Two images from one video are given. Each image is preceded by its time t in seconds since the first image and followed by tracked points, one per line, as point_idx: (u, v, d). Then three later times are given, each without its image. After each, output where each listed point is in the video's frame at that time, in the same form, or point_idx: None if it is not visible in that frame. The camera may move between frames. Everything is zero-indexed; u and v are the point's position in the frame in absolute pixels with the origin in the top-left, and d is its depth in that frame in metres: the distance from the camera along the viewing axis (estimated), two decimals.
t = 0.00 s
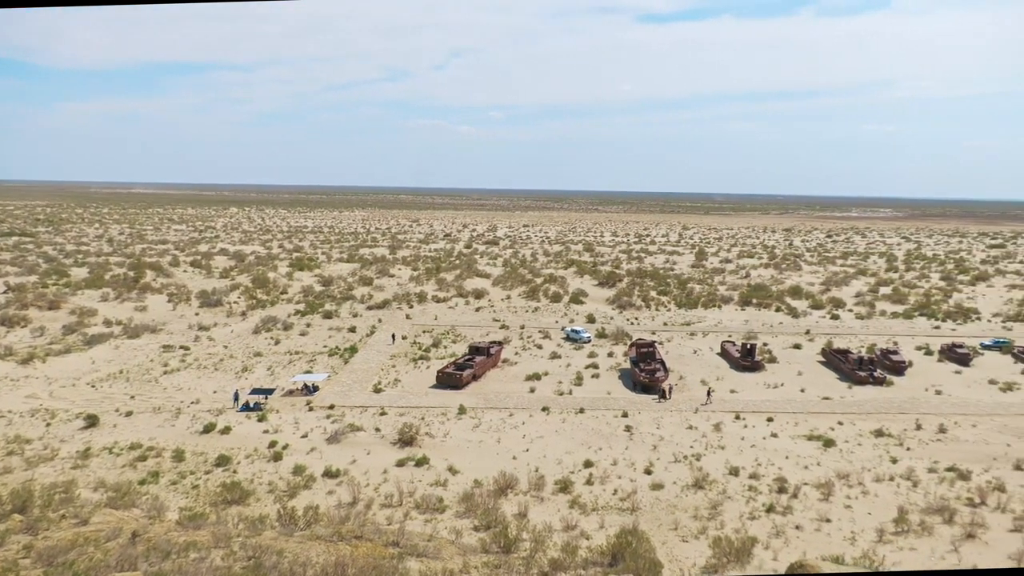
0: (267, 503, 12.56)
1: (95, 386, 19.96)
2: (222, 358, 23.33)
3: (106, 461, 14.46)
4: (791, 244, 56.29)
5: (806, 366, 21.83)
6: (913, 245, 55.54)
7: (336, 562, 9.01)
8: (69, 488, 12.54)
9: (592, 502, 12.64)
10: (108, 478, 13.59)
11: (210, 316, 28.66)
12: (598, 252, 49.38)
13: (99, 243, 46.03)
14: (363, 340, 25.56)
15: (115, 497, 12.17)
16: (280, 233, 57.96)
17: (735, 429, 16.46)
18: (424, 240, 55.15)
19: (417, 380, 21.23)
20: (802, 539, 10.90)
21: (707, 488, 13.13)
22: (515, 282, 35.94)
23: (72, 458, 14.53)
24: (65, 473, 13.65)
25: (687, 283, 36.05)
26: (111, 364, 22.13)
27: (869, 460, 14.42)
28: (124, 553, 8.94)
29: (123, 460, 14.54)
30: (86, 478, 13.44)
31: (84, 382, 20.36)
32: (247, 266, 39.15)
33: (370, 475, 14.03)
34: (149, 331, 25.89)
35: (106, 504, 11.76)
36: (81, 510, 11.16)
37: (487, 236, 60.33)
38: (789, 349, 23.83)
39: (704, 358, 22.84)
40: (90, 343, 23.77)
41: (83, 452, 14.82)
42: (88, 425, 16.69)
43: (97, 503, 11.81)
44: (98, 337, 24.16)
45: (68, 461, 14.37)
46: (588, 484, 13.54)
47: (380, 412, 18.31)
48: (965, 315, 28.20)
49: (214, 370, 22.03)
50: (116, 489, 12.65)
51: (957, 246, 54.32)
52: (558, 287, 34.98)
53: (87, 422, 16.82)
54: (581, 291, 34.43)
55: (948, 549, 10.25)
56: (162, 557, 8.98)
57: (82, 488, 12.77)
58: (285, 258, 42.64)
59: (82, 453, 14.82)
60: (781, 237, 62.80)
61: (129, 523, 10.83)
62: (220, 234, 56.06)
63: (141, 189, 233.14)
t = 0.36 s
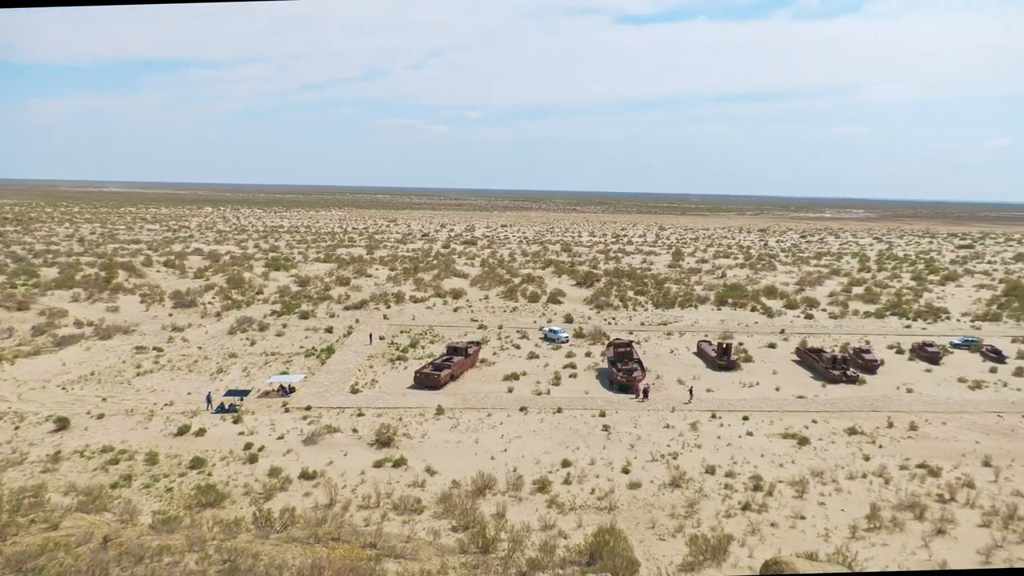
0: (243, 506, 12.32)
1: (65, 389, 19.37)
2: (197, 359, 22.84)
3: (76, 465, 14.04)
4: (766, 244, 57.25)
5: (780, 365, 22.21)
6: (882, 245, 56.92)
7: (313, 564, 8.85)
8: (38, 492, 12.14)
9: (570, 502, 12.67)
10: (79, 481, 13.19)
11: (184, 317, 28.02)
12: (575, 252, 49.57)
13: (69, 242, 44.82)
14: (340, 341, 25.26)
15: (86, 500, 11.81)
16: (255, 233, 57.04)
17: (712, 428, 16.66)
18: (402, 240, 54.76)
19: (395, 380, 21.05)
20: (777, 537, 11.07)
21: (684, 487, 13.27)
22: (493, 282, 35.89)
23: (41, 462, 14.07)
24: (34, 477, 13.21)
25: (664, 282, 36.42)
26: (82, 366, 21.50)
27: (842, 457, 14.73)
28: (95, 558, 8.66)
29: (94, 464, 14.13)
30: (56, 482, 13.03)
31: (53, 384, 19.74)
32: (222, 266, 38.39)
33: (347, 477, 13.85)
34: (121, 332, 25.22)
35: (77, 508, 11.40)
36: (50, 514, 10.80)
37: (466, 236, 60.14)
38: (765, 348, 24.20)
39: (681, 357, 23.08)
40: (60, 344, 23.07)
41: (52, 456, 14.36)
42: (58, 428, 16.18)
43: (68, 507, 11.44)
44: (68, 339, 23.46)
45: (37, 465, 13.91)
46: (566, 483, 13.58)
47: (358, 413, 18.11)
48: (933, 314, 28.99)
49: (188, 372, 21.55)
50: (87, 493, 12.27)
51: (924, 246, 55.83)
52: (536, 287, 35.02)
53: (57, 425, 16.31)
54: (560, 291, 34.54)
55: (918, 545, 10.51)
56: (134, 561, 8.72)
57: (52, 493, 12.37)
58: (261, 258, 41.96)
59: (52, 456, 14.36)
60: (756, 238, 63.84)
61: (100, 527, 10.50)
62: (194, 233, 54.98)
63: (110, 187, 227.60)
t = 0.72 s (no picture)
0: (218, 510, 12.06)
1: (34, 392, 18.75)
2: (170, 362, 22.31)
3: (46, 470, 13.61)
4: (740, 244, 58.18)
5: (755, 364, 22.57)
6: (852, 246, 58.27)
7: (289, 569, 8.68)
8: (5, 499, 11.71)
9: (547, 502, 12.67)
10: (48, 487, 12.78)
11: (157, 318, 27.36)
12: (553, 253, 49.73)
13: (37, 243, 43.50)
14: (317, 343, 24.92)
15: (55, 506, 11.43)
16: (229, 234, 55.99)
17: (688, 428, 16.83)
18: (379, 241, 54.30)
19: (372, 382, 20.84)
20: (752, 534, 11.23)
21: (661, 486, 13.38)
22: (471, 283, 35.79)
23: (9, 468, 13.59)
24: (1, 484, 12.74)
25: (641, 283, 36.74)
26: (52, 369, 20.84)
27: (816, 455, 15.01)
28: (64, 565, 8.38)
29: (64, 469, 13.69)
30: (24, 489, 12.58)
31: (22, 387, 19.10)
32: (196, 267, 37.57)
33: (324, 480, 13.65)
34: (93, 335, 24.52)
35: (46, 514, 11.03)
36: (19, 521, 10.42)
37: (443, 237, 59.88)
38: (740, 347, 24.56)
39: (657, 357, 23.29)
40: (29, 347, 22.33)
41: (20, 462, 13.88)
42: (27, 433, 15.65)
43: (36, 513, 11.06)
44: (37, 341, 22.72)
45: (4, 471, 13.43)
46: (544, 484, 13.59)
47: (335, 415, 17.88)
48: (904, 314, 29.75)
49: (161, 375, 21.04)
50: (56, 499, 11.88)
51: (894, 246, 57.31)
52: (514, 288, 35.03)
53: (25, 429, 15.77)
54: (539, 291, 34.60)
55: (890, 541, 10.76)
56: (106, 568, 8.45)
57: (20, 499, 11.95)
58: (236, 259, 41.20)
59: (19, 462, 13.87)
60: (731, 238, 64.83)
61: (71, 533, 10.15)
62: (167, 234, 53.77)
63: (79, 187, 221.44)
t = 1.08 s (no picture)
0: (192, 515, 11.78)
1: None
2: (142, 366, 21.74)
3: (13, 477, 13.14)
4: (715, 245, 59.04)
5: (730, 364, 22.91)
6: (823, 246, 59.59)
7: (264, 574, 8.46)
8: None
9: (525, 503, 12.66)
10: (15, 495, 12.33)
11: (129, 321, 26.64)
12: (530, 254, 49.80)
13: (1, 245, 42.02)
14: (292, 345, 24.53)
15: (23, 514, 11.03)
16: (202, 235, 54.85)
17: (665, 427, 16.99)
18: (355, 242, 53.73)
19: (349, 384, 20.58)
20: (728, 532, 11.37)
21: (638, 485, 13.47)
22: (448, 284, 35.63)
23: None
24: None
25: (618, 283, 37.01)
26: (18, 374, 20.13)
27: (790, 453, 15.27)
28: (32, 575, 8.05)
29: (32, 476, 13.23)
30: None
31: None
32: (169, 269, 36.71)
33: (300, 483, 13.43)
34: (61, 339, 23.77)
35: (13, 523, 10.64)
36: None
37: (420, 238, 59.53)
38: (716, 347, 24.91)
39: (634, 357, 23.47)
40: None
41: None
42: None
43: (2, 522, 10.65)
44: (3, 345, 21.93)
45: None
46: (522, 484, 13.57)
47: (310, 418, 17.61)
48: (875, 313, 30.49)
49: (132, 379, 20.49)
50: (24, 506, 11.48)
51: (866, 246, 58.70)
52: (491, 289, 34.99)
53: None
54: (517, 292, 34.61)
55: (862, 537, 10.99)
56: None
57: None
58: (210, 261, 40.37)
59: None
60: (705, 239, 65.76)
61: (40, 541, 9.78)
62: (138, 236, 52.43)
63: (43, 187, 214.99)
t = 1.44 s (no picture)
0: (165, 521, 11.49)
1: None
2: (114, 370, 21.17)
3: None
4: (691, 245, 59.78)
5: (706, 363, 23.21)
6: (796, 246, 60.79)
7: None
8: None
9: (503, 504, 12.63)
10: None
11: (99, 325, 25.91)
12: (508, 255, 49.80)
13: None
14: (267, 348, 24.12)
15: None
16: (175, 237, 53.66)
17: (642, 426, 17.13)
18: (331, 244, 53.11)
19: (326, 387, 20.31)
20: (705, 530, 11.51)
21: (616, 484, 13.54)
22: (425, 286, 35.42)
23: None
24: None
25: (595, 284, 37.22)
26: None
27: (765, 451, 15.51)
28: None
29: None
30: None
31: None
32: (140, 272, 35.82)
33: (276, 487, 13.19)
34: (29, 343, 23.01)
35: None
36: None
37: (397, 239, 59.11)
38: (692, 347, 25.21)
39: (611, 357, 23.62)
40: None
41: None
42: None
43: None
44: None
45: None
46: (500, 485, 13.54)
47: (286, 422, 17.33)
48: (847, 312, 31.17)
49: (104, 384, 19.94)
50: None
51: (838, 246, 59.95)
52: (469, 290, 34.88)
53: None
54: (496, 294, 34.56)
55: (836, 533, 11.21)
56: None
57: None
58: (182, 264, 39.50)
59: None
60: (681, 239, 66.58)
61: (8, 549, 9.42)
62: (108, 238, 51.07)
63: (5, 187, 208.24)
